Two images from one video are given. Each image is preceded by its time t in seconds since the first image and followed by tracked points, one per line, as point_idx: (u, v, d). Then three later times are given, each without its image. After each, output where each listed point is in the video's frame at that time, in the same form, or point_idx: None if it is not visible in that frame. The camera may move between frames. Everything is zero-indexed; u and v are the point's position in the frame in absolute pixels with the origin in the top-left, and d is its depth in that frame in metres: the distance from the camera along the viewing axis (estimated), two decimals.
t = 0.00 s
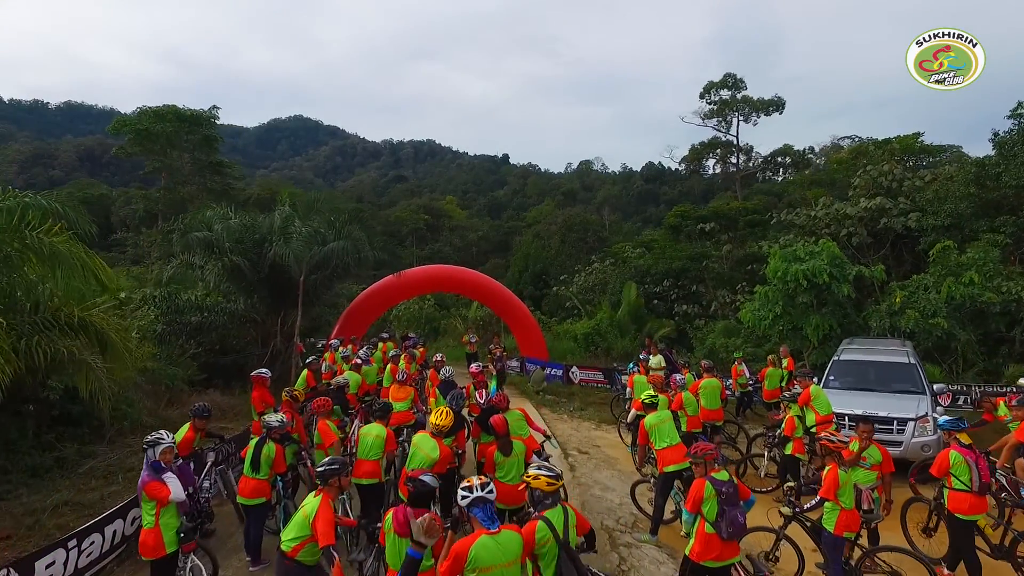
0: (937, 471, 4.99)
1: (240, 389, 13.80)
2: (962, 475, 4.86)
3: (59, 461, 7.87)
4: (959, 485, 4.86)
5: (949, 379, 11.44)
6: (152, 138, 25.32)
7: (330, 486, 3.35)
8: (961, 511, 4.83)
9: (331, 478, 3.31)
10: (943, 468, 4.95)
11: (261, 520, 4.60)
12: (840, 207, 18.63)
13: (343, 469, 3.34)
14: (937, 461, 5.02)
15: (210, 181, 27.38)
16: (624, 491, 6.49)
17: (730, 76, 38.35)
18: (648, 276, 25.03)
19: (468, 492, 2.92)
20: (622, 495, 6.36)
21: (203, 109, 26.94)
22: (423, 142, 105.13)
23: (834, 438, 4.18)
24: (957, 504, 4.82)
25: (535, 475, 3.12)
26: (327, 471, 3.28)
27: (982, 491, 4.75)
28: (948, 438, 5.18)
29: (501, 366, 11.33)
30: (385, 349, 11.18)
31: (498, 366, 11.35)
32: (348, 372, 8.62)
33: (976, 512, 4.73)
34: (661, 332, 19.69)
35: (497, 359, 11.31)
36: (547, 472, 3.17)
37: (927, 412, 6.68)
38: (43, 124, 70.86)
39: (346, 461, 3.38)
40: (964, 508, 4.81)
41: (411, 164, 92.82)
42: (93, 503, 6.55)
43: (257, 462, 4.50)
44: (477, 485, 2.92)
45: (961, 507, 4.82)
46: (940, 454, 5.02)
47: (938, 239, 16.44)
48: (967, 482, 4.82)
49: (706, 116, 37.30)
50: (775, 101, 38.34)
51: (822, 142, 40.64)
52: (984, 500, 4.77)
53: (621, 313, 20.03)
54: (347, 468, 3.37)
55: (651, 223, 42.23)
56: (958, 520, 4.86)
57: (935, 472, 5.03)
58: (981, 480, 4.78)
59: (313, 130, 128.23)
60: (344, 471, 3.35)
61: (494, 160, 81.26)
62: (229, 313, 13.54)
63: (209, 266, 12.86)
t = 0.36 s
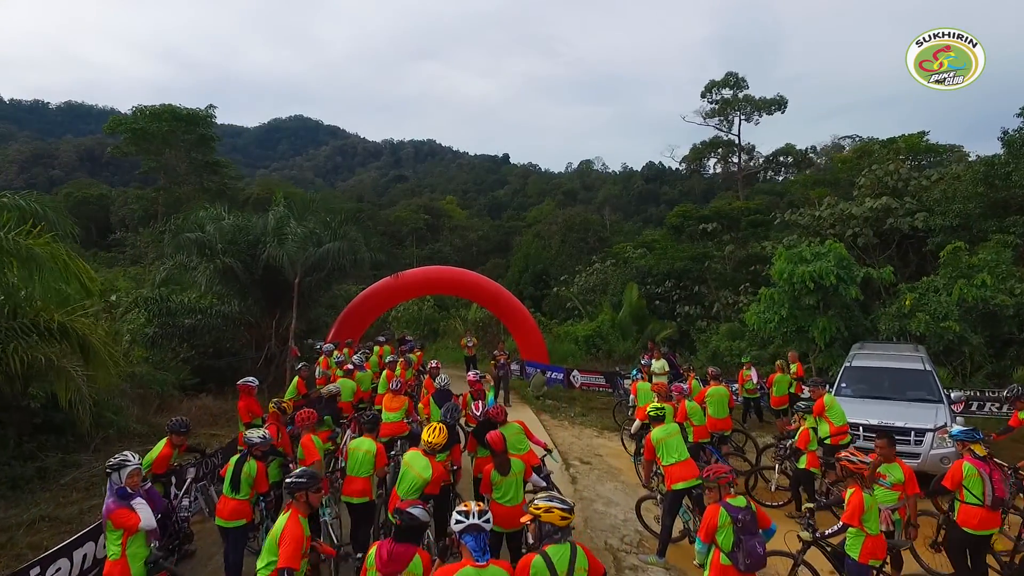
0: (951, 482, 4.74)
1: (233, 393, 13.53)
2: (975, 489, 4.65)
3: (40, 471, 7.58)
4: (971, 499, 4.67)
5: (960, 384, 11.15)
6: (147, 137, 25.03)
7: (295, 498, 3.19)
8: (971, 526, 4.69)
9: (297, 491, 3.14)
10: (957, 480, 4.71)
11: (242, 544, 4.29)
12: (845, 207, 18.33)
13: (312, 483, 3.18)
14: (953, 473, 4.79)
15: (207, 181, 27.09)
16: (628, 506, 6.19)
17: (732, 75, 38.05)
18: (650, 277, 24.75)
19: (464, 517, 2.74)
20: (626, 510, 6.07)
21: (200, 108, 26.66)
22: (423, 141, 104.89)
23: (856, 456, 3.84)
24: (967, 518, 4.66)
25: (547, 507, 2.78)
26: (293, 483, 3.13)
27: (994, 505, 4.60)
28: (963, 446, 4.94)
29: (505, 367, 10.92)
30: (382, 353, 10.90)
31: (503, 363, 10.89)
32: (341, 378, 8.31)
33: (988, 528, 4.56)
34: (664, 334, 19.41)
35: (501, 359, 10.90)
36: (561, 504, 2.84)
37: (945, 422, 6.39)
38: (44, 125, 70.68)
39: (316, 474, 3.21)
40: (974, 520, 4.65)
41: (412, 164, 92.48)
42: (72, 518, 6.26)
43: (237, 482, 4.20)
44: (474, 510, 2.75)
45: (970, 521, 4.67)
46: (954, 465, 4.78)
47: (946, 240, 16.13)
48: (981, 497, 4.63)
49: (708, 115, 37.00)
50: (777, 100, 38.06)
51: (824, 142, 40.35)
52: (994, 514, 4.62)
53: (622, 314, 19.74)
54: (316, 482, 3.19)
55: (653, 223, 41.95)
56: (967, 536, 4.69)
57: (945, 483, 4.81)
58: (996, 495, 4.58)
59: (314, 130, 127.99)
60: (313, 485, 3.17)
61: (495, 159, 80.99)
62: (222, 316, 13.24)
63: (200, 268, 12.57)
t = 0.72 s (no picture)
0: (965, 498, 4.43)
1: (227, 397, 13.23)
2: (992, 505, 4.33)
3: (21, 482, 7.29)
4: (988, 517, 4.35)
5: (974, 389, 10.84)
6: (143, 135, 24.70)
7: (267, 524, 2.92)
8: (990, 544, 4.36)
9: (269, 518, 2.87)
10: (972, 498, 4.39)
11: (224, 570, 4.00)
12: (851, 206, 18.03)
13: (284, 510, 2.89)
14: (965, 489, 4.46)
15: (203, 180, 26.76)
16: (637, 523, 5.87)
17: (733, 74, 37.73)
18: (652, 277, 24.44)
19: (458, 556, 2.49)
20: (634, 527, 5.77)
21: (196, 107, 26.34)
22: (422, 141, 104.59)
23: (886, 480, 3.48)
24: (986, 537, 4.34)
25: (574, 548, 2.58)
26: (264, 510, 2.84)
27: (1014, 524, 4.26)
28: (975, 460, 4.61)
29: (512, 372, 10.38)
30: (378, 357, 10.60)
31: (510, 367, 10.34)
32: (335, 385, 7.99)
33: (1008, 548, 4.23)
34: (666, 335, 19.11)
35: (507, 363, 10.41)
36: (587, 546, 2.64)
37: (970, 432, 6.10)
38: (44, 125, 70.45)
39: (290, 499, 2.92)
40: (994, 540, 4.32)
41: (411, 164, 92.16)
42: (49, 533, 5.97)
43: (218, 504, 3.89)
44: (471, 550, 2.50)
45: (990, 541, 4.34)
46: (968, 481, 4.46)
47: (954, 240, 15.82)
48: (998, 514, 4.30)
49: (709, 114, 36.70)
50: (779, 99, 37.78)
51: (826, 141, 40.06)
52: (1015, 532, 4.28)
53: (624, 316, 19.43)
54: (290, 509, 2.90)
55: (653, 223, 41.65)
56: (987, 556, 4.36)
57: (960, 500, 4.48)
58: (1015, 513, 4.25)
59: (313, 129, 127.68)
60: (286, 512, 2.89)
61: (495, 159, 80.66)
62: (216, 319, 12.97)
63: (192, 269, 12.27)
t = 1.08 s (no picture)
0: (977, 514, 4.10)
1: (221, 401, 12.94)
2: (1005, 521, 4.02)
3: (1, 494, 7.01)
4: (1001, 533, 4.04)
5: (989, 394, 10.53)
6: (139, 134, 24.39)
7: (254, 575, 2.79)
8: (1005, 562, 4.03)
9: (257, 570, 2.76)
10: (986, 515, 4.07)
11: None
12: (857, 206, 17.73)
13: (272, 562, 2.77)
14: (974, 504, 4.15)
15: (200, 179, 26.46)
16: (648, 541, 5.56)
17: (735, 73, 37.42)
18: (653, 278, 24.14)
19: None
20: (645, 545, 5.46)
21: (193, 106, 26.04)
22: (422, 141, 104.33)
23: (929, 508, 3.16)
24: (1002, 554, 4.01)
25: None
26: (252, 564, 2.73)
27: None
28: (982, 475, 4.36)
29: (519, 379, 9.88)
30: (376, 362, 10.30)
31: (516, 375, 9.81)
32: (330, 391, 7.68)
33: None
34: (669, 337, 18.83)
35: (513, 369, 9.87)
36: None
37: (998, 445, 5.79)
38: (43, 124, 70.27)
39: (278, 551, 2.80)
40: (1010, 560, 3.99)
41: (411, 164, 91.86)
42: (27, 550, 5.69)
43: (198, 530, 3.57)
44: None
45: (1004, 559, 4.01)
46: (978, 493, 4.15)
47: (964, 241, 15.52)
48: (1011, 530, 4.00)
49: (711, 114, 36.39)
50: (781, 98, 37.49)
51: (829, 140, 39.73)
52: None
53: (627, 317, 19.13)
54: (278, 562, 2.77)
55: (654, 223, 41.35)
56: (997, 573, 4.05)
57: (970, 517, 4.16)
58: None
59: (313, 129, 127.45)
60: (273, 566, 2.76)
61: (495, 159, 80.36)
62: (210, 320, 12.68)
63: (184, 270, 11.96)
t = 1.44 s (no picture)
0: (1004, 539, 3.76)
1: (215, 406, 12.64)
2: None
3: None
4: None
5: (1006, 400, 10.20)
6: (136, 133, 24.09)
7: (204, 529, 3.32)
8: None
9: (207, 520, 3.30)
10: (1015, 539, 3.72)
11: None
12: (865, 206, 17.40)
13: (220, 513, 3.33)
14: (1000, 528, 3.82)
15: (197, 179, 26.17)
16: (661, 562, 5.25)
17: (737, 72, 37.04)
18: (656, 279, 23.82)
19: None
20: (658, 567, 5.15)
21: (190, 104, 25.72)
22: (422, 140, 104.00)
23: (986, 545, 3.01)
24: None
25: None
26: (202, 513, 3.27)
27: None
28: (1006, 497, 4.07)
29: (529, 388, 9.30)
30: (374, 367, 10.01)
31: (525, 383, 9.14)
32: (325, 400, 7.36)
33: None
34: (672, 339, 18.53)
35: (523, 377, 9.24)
36: None
37: None
38: (43, 124, 70.00)
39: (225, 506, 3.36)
40: None
41: (411, 163, 91.59)
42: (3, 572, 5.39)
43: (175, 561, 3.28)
44: None
45: None
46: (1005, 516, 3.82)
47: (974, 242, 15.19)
48: None
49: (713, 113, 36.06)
50: (784, 97, 37.18)
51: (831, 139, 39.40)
52: None
53: (629, 319, 18.82)
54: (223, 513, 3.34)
55: (656, 223, 41.05)
56: None
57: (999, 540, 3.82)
58: None
59: (313, 128, 127.16)
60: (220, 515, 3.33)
61: (495, 159, 80.05)
62: (204, 323, 12.37)
63: (177, 272, 11.64)
